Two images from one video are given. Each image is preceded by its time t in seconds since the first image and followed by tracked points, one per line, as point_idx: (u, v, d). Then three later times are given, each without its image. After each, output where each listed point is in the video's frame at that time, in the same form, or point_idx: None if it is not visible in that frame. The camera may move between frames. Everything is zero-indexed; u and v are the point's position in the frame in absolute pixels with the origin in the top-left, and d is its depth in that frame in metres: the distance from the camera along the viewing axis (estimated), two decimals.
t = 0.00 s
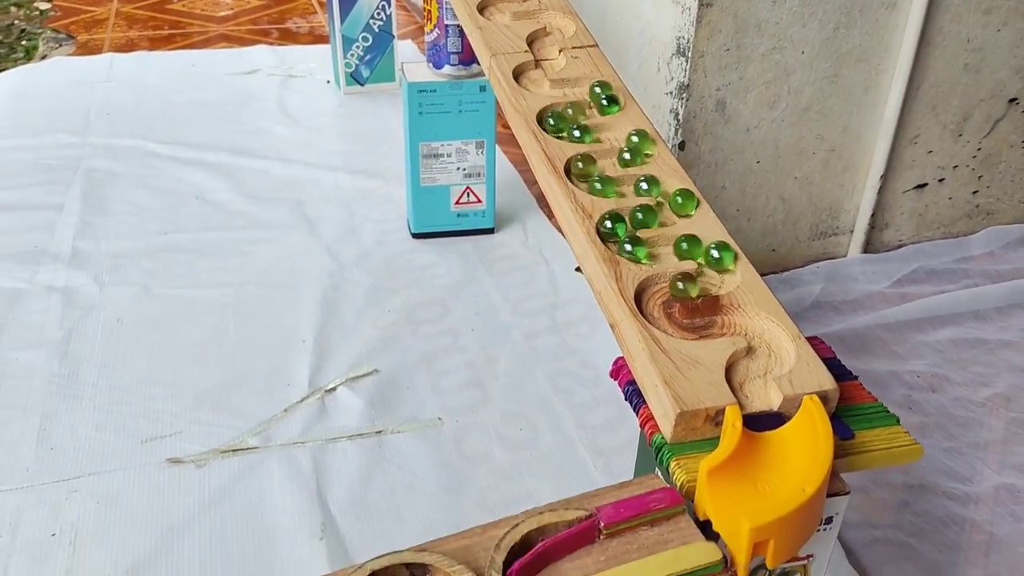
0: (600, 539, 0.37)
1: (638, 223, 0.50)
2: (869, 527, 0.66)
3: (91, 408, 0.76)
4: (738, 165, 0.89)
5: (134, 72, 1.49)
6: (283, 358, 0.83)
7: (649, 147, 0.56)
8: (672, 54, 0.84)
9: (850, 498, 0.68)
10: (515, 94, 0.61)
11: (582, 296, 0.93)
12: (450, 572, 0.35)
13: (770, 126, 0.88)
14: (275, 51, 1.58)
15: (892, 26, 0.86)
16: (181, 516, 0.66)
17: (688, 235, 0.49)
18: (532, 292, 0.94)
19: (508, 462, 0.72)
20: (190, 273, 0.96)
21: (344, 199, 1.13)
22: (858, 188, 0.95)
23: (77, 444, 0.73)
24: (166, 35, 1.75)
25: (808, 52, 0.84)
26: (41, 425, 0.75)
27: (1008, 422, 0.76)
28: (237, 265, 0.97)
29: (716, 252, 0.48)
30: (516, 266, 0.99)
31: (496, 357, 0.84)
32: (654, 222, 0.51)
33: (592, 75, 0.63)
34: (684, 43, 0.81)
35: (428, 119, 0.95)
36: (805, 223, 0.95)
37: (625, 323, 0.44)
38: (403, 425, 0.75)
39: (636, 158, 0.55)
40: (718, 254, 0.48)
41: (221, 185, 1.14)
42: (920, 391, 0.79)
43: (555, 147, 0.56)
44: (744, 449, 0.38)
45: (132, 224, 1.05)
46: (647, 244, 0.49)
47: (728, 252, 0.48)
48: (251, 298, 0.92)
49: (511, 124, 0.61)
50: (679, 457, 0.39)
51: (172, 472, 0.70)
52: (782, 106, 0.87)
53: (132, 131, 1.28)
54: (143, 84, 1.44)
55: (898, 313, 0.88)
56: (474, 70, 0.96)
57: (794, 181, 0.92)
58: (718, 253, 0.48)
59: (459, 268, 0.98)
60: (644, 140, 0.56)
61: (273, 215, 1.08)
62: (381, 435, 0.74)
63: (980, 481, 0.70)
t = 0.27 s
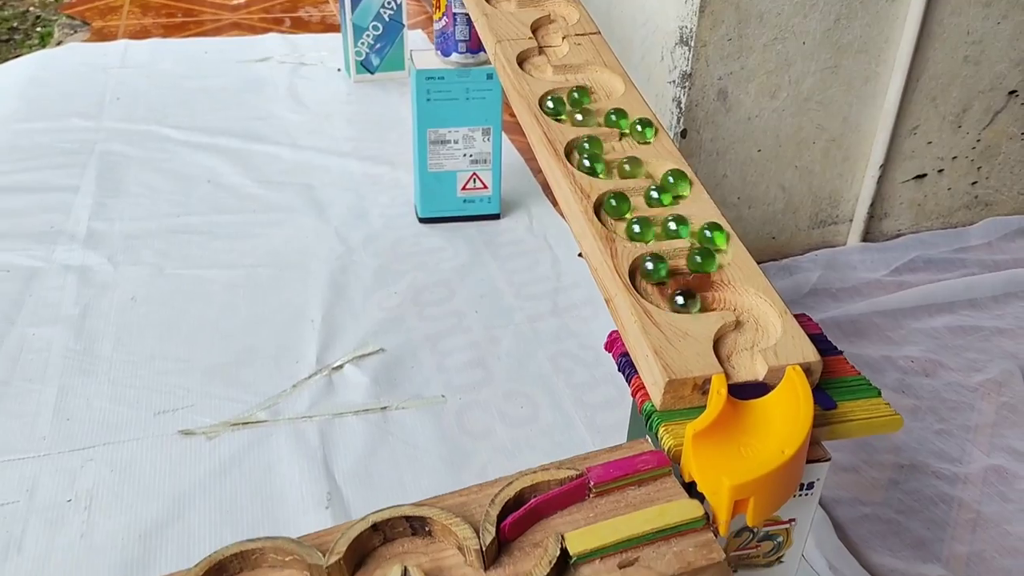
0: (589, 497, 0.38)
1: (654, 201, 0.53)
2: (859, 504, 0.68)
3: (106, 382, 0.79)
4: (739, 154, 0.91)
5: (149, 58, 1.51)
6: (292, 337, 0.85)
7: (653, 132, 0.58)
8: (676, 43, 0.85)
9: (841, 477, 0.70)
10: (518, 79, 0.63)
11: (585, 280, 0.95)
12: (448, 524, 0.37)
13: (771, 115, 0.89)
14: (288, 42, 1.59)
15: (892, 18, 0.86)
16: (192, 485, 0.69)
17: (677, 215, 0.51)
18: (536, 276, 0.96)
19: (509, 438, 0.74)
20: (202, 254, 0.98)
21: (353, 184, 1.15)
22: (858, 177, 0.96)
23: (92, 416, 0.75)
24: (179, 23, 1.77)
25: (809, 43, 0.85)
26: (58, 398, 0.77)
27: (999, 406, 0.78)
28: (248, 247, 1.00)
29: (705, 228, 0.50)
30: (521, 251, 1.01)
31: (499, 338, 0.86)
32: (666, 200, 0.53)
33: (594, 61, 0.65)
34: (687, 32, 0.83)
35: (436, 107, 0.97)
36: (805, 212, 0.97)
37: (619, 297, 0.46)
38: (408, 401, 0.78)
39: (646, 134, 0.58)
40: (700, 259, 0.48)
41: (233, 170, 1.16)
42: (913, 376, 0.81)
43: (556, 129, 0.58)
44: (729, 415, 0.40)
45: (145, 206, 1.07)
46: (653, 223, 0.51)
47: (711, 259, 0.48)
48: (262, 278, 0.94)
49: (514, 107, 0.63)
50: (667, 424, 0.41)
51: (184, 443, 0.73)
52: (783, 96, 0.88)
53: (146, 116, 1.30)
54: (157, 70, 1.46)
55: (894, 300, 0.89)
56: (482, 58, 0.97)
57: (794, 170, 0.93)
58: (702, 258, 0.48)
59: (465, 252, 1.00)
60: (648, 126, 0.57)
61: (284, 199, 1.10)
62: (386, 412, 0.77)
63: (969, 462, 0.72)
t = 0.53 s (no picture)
0: (586, 454, 0.40)
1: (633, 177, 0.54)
2: (854, 479, 0.69)
3: (118, 354, 0.81)
4: (742, 138, 0.92)
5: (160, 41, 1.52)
6: (300, 314, 0.87)
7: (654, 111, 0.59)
8: (680, 27, 0.86)
9: (836, 452, 0.71)
10: (523, 59, 0.65)
11: (588, 261, 0.96)
12: (450, 477, 0.38)
13: (773, 100, 0.90)
14: (296, 27, 1.58)
15: (894, 4, 0.87)
16: (203, 454, 0.71)
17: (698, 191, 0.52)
18: (540, 257, 0.97)
19: (512, 413, 0.76)
20: (212, 233, 1.00)
21: (361, 167, 1.16)
22: (859, 162, 0.98)
23: (105, 386, 0.77)
24: (190, 8, 1.78)
25: (811, 28, 0.86)
26: (71, 369, 0.79)
27: (994, 386, 0.79)
28: (257, 227, 1.01)
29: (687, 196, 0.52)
30: (526, 232, 1.02)
31: (503, 317, 0.88)
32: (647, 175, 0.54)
33: (597, 42, 0.67)
34: (691, 17, 0.84)
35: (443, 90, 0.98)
36: (806, 196, 0.98)
37: (618, 267, 0.48)
38: (413, 376, 0.79)
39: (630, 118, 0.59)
40: (753, 279, 0.46)
41: (243, 152, 1.18)
42: (910, 356, 0.83)
43: (559, 106, 0.60)
44: (721, 378, 0.41)
45: (157, 186, 1.09)
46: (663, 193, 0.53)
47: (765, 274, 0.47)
48: (271, 257, 0.96)
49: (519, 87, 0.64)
50: (662, 387, 0.43)
51: (196, 413, 0.75)
52: (786, 80, 0.89)
53: (157, 99, 1.31)
54: (168, 54, 1.47)
55: (893, 283, 0.91)
56: (489, 42, 0.97)
57: (796, 154, 0.95)
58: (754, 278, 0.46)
59: (470, 233, 1.01)
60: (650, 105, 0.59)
61: (293, 180, 1.12)
62: (392, 386, 0.78)
63: (963, 440, 0.74)
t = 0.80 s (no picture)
0: (582, 432, 0.41)
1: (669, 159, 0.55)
2: (849, 465, 0.70)
3: (123, 339, 0.82)
4: (743, 128, 0.92)
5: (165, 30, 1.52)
6: (304, 300, 0.88)
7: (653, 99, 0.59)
8: (682, 18, 0.86)
9: (832, 439, 0.73)
10: (524, 46, 0.65)
11: (590, 251, 0.97)
12: (448, 453, 0.39)
13: (774, 91, 0.90)
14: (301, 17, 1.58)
15: None
16: (207, 437, 0.72)
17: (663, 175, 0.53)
18: (542, 246, 0.98)
19: (512, 398, 0.77)
20: (216, 221, 1.01)
21: (364, 156, 1.16)
22: (860, 153, 0.98)
23: (110, 370, 0.78)
24: None
25: (813, 19, 0.86)
26: (77, 354, 0.80)
27: (991, 375, 0.80)
28: (262, 216, 1.02)
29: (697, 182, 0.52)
30: (528, 221, 1.02)
31: (504, 305, 0.88)
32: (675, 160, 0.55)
33: (599, 30, 0.67)
34: (693, 7, 0.84)
35: (446, 80, 0.97)
36: (807, 187, 0.99)
37: (617, 250, 0.49)
38: (415, 362, 0.80)
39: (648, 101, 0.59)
40: (724, 293, 0.45)
41: (248, 141, 1.18)
42: (907, 346, 0.83)
43: (559, 94, 0.60)
44: (716, 359, 0.42)
45: (162, 175, 1.10)
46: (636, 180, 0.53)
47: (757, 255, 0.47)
48: (275, 245, 0.96)
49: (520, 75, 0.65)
50: (658, 367, 0.43)
51: (200, 397, 0.76)
52: (787, 71, 0.90)
53: (162, 89, 1.32)
54: (172, 42, 1.47)
55: (892, 274, 0.91)
56: (493, 31, 0.97)
57: (797, 145, 0.95)
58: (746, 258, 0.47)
59: (473, 223, 1.02)
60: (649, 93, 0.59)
61: (297, 169, 1.12)
62: (394, 371, 0.79)
63: (959, 428, 0.74)
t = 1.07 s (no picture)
0: (578, 414, 0.41)
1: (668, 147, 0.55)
2: (845, 453, 0.71)
3: (127, 325, 0.82)
4: (744, 120, 0.93)
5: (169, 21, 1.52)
6: (306, 289, 0.88)
7: (653, 88, 0.60)
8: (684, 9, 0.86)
9: (828, 428, 0.73)
10: (526, 36, 0.66)
11: (590, 241, 0.97)
12: (446, 433, 0.40)
13: (775, 83, 0.91)
14: (305, 7, 1.57)
15: None
16: (210, 422, 0.73)
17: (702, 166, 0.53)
18: (543, 237, 0.98)
19: (511, 386, 0.78)
20: (219, 210, 1.01)
21: (367, 146, 1.16)
22: (860, 146, 0.99)
23: (114, 356, 0.79)
24: None
25: (814, 12, 0.87)
26: (81, 339, 0.81)
27: (988, 366, 0.80)
28: (264, 205, 1.03)
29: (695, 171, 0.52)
30: (529, 212, 1.03)
31: (505, 294, 0.89)
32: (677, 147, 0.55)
33: (600, 20, 0.68)
34: None
35: (448, 70, 0.97)
36: (807, 179, 0.99)
37: (614, 236, 0.49)
38: (416, 349, 0.81)
39: (641, 97, 0.60)
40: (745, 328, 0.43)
41: (251, 130, 1.19)
42: (905, 337, 0.84)
43: (560, 83, 0.61)
44: (709, 345, 0.42)
45: (166, 164, 1.10)
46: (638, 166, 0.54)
47: (757, 247, 0.47)
48: (278, 234, 0.97)
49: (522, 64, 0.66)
50: (655, 352, 0.44)
51: (203, 383, 0.76)
52: (788, 64, 0.90)
53: (166, 79, 1.32)
54: (176, 32, 1.47)
55: (891, 266, 0.92)
56: (495, 22, 0.96)
57: (797, 138, 0.96)
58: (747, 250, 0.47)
59: (475, 213, 1.02)
60: (649, 83, 0.60)
61: (300, 159, 1.13)
62: (395, 358, 0.80)
63: (955, 418, 0.75)
